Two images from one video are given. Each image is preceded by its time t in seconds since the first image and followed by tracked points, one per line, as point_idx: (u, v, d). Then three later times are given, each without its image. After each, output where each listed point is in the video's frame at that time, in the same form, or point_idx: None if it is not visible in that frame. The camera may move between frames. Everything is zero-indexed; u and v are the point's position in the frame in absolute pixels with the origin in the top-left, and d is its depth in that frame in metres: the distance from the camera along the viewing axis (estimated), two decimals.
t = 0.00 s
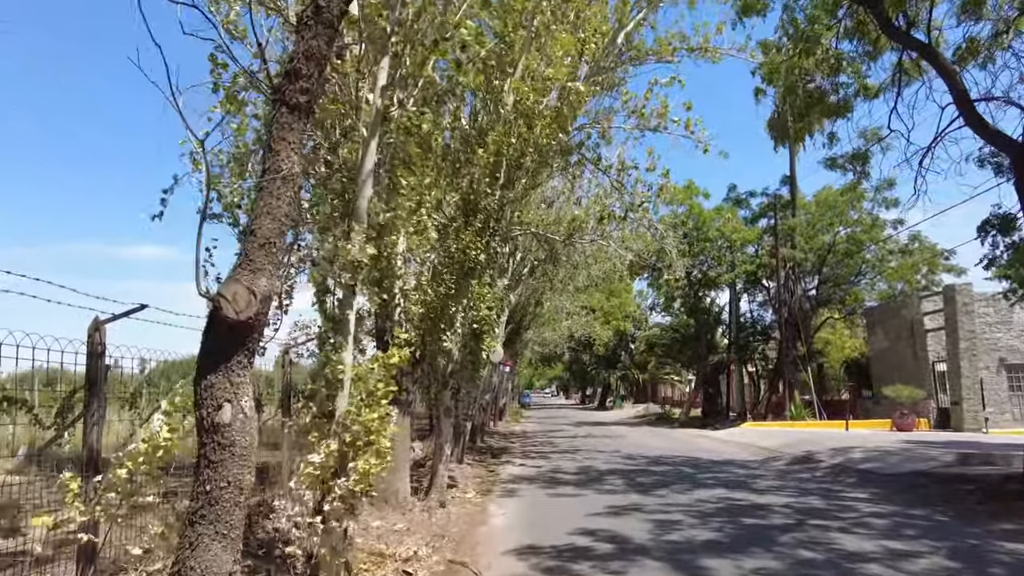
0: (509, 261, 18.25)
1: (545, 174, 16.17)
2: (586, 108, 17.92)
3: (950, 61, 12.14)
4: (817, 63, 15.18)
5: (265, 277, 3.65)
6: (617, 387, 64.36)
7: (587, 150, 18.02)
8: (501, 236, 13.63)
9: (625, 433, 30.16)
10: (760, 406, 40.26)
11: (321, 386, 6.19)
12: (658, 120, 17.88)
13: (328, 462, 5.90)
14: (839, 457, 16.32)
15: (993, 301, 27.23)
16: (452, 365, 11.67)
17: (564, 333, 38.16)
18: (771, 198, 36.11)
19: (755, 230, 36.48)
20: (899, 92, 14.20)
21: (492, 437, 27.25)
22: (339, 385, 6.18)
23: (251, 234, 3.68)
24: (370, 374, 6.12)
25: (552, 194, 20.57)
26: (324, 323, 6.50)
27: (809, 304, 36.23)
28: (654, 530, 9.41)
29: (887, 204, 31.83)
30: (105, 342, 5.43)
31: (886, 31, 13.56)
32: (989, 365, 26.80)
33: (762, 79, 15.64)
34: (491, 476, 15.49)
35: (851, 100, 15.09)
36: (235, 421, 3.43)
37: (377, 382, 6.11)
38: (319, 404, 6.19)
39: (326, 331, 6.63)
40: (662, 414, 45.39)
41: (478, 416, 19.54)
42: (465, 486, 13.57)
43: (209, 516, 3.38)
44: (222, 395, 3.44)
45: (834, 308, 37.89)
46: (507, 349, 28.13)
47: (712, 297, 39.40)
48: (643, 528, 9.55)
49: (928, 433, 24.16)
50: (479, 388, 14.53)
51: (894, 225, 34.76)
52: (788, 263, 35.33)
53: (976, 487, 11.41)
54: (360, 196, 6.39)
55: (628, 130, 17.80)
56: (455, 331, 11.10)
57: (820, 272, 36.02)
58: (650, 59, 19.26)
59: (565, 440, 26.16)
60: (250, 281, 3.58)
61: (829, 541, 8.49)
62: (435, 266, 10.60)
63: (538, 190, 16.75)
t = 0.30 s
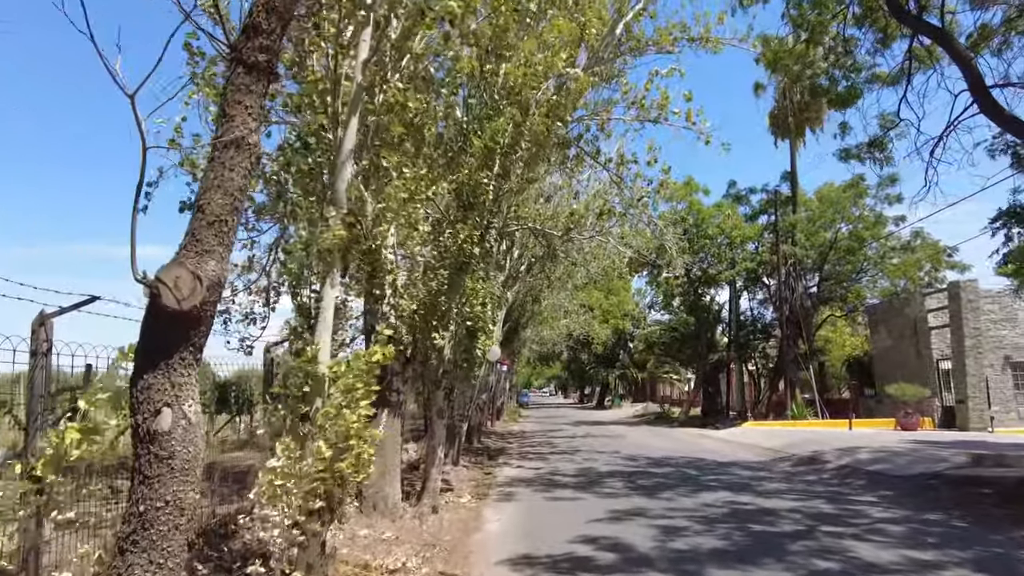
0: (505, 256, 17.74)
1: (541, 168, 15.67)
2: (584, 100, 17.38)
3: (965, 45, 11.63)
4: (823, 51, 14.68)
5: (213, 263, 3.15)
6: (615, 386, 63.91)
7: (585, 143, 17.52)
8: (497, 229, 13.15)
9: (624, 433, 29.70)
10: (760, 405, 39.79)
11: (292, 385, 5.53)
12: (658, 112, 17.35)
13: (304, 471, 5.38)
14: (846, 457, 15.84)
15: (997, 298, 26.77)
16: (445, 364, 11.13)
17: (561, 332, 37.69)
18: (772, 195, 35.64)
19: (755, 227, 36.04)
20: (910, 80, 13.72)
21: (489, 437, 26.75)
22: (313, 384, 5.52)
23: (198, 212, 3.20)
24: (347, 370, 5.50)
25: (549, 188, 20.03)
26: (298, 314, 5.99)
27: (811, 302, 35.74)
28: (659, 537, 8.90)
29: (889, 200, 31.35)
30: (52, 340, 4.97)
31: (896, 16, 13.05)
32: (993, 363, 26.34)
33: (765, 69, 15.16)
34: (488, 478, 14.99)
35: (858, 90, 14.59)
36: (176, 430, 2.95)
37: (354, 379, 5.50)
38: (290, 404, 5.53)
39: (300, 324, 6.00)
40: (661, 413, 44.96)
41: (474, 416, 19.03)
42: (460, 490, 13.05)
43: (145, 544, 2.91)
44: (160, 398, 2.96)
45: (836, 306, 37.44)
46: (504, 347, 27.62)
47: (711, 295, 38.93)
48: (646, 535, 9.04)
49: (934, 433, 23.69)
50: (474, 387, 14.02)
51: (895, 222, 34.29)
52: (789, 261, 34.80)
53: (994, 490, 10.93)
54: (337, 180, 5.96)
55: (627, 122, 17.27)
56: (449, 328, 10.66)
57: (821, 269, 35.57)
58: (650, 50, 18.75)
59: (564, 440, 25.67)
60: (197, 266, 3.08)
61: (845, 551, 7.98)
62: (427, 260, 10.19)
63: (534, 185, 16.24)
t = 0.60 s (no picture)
0: (504, 251, 17.27)
1: (542, 159, 15.18)
2: (586, 91, 16.85)
3: (986, 30, 11.13)
4: (834, 39, 14.17)
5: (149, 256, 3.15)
6: (616, 384, 63.44)
7: (587, 135, 17.03)
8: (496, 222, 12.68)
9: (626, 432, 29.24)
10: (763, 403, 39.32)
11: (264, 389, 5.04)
12: (662, 103, 16.86)
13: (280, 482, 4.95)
14: (856, 459, 15.37)
15: (1007, 295, 26.24)
16: (441, 362, 10.62)
17: (562, 330, 37.20)
18: (776, 191, 35.15)
19: (759, 223, 35.52)
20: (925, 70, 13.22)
21: (489, 437, 26.28)
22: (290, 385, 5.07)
23: (139, 187, 3.23)
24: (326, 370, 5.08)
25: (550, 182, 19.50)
26: (271, 309, 5.39)
27: (815, 300, 35.25)
28: (665, 546, 8.44)
29: (894, 196, 30.81)
30: None
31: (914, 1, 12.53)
32: (1003, 361, 25.82)
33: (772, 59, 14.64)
34: (486, 480, 14.53)
35: (870, 79, 14.09)
36: (99, 443, 3.01)
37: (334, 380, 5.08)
38: (264, 408, 5.07)
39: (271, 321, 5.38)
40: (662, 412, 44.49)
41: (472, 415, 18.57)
42: (457, 493, 12.59)
43: (65, 555, 2.98)
44: (84, 407, 3.00)
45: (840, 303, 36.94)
46: (504, 345, 27.15)
47: (713, 293, 38.44)
48: (651, 543, 8.56)
49: (943, 433, 23.22)
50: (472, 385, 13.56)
51: (900, 219, 33.74)
52: (793, 258, 34.26)
53: (1015, 496, 10.46)
54: (318, 159, 5.42)
55: (631, 113, 16.73)
56: (447, 324, 10.23)
57: (826, 266, 35.08)
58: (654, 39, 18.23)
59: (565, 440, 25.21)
60: (132, 249, 3.12)
61: (865, 563, 7.52)
62: (422, 254, 9.77)
63: (535, 177, 15.74)
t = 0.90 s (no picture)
0: (503, 248, 16.79)
1: (543, 152, 14.68)
2: (588, 83, 16.35)
3: (1007, 15, 10.66)
4: (846, 27, 13.66)
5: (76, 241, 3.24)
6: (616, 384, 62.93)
7: (589, 128, 16.55)
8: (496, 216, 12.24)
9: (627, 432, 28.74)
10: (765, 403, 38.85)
11: (232, 391, 4.63)
12: (667, 95, 16.39)
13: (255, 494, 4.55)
14: (867, 461, 14.90)
15: (1017, 294, 25.73)
16: (437, 360, 10.18)
17: (562, 329, 36.69)
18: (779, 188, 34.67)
19: (762, 221, 35.05)
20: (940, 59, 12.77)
21: (488, 438, 25.78)
22: (265, 384, 4.69)
23: (68, 143, 3.44)
24: (302, 367, 4.63)
25: (552, 176, 18.99)
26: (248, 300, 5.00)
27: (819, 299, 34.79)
28: (674, 555, 7.95)
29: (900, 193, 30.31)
30: None
31: None
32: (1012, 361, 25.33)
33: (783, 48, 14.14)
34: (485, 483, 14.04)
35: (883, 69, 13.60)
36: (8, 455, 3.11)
37: (311, 379, 4.60)
38: (240, 410, 4.74)
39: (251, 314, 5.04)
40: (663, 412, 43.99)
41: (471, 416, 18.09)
42: (454, 497, 12.11)
43: None
44: None
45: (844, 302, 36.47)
46: (503, 344, 26.66)
47: (715, 292, 37.97)
48: (658, 552, 8.09)
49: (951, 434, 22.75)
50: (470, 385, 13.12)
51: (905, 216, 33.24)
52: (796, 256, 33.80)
53: None
54: (301, 136, 5.04)
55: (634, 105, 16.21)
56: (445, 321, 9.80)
57: (830, 264, 34.63)
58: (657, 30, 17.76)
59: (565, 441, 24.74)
60: (53, 219, 3.24)
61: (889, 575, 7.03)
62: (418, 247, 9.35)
63: (535, 172, 15.24)
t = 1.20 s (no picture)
0: (500, 240, 16.42)
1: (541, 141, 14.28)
2: (587, 71, 15.95)
3: None
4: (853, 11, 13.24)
5: (1, 217, 3.81)
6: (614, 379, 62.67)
7: (588, 117, 16.16)
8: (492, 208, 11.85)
9: (626, 428, 28.42)
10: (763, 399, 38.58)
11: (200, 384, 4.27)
12: (668, 83, 15.99)
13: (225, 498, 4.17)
14: (872, 458, 14.55)
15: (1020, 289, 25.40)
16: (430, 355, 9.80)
17: (559, 324, 36.34)
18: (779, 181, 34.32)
19: (761, 215, 34.70)
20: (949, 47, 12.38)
21: (485, 433, 25.45)
22: (235, 379, 4.30)
23: None
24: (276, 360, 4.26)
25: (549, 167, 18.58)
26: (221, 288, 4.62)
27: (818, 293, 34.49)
28: (676, 559, 7.56)
29: (901, 187, 29.97)
30: None
31: None
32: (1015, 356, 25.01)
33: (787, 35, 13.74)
34: (481, 481, 13.67)
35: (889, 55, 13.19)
36: None
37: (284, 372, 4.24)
38: (208, 407, 4.35)
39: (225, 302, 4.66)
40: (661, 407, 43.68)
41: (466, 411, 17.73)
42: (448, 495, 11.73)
43: None
44: None
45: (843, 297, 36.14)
46: (500, 339, 26.29)
47: (714, 287, 37.66)
48: (660, 555, 7.70)
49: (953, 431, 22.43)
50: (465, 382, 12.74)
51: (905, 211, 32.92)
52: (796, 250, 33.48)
53: None
54: (277, 106, 4.62)
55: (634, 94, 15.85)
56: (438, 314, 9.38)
57: (829, 259, 34.32)
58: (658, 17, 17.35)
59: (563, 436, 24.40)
60: None
61: None
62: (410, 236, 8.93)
63: (532, 161, 14.83)
